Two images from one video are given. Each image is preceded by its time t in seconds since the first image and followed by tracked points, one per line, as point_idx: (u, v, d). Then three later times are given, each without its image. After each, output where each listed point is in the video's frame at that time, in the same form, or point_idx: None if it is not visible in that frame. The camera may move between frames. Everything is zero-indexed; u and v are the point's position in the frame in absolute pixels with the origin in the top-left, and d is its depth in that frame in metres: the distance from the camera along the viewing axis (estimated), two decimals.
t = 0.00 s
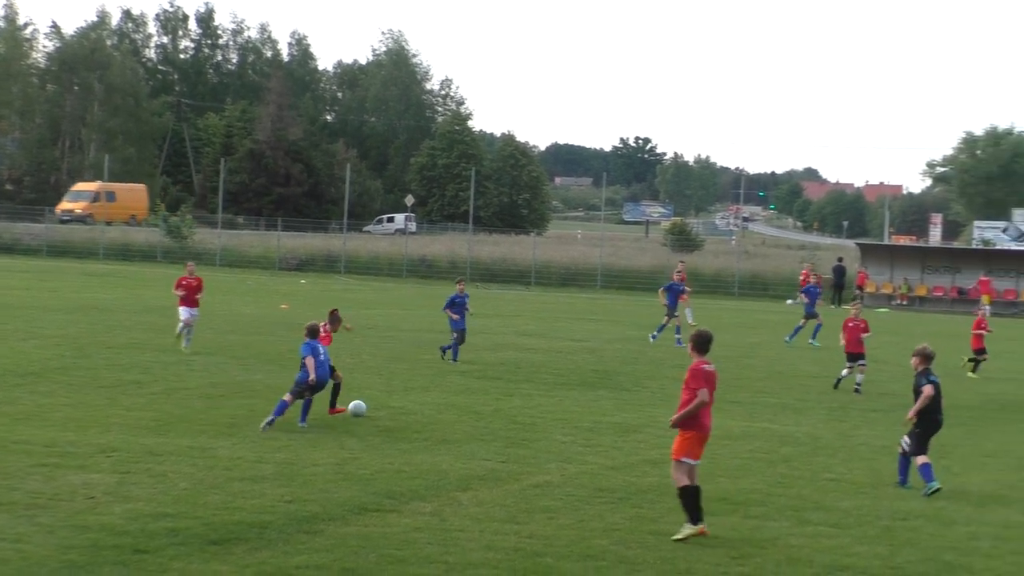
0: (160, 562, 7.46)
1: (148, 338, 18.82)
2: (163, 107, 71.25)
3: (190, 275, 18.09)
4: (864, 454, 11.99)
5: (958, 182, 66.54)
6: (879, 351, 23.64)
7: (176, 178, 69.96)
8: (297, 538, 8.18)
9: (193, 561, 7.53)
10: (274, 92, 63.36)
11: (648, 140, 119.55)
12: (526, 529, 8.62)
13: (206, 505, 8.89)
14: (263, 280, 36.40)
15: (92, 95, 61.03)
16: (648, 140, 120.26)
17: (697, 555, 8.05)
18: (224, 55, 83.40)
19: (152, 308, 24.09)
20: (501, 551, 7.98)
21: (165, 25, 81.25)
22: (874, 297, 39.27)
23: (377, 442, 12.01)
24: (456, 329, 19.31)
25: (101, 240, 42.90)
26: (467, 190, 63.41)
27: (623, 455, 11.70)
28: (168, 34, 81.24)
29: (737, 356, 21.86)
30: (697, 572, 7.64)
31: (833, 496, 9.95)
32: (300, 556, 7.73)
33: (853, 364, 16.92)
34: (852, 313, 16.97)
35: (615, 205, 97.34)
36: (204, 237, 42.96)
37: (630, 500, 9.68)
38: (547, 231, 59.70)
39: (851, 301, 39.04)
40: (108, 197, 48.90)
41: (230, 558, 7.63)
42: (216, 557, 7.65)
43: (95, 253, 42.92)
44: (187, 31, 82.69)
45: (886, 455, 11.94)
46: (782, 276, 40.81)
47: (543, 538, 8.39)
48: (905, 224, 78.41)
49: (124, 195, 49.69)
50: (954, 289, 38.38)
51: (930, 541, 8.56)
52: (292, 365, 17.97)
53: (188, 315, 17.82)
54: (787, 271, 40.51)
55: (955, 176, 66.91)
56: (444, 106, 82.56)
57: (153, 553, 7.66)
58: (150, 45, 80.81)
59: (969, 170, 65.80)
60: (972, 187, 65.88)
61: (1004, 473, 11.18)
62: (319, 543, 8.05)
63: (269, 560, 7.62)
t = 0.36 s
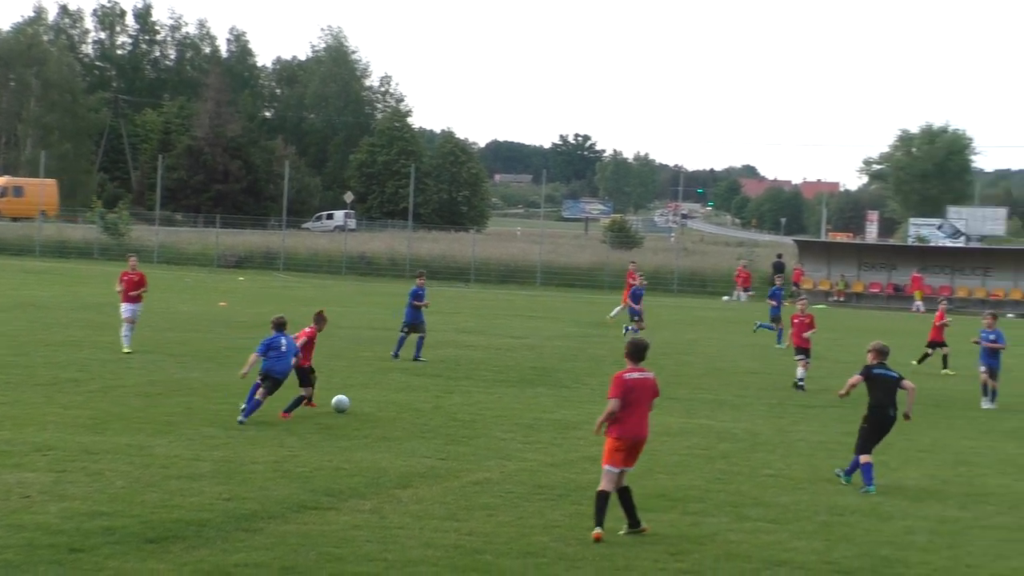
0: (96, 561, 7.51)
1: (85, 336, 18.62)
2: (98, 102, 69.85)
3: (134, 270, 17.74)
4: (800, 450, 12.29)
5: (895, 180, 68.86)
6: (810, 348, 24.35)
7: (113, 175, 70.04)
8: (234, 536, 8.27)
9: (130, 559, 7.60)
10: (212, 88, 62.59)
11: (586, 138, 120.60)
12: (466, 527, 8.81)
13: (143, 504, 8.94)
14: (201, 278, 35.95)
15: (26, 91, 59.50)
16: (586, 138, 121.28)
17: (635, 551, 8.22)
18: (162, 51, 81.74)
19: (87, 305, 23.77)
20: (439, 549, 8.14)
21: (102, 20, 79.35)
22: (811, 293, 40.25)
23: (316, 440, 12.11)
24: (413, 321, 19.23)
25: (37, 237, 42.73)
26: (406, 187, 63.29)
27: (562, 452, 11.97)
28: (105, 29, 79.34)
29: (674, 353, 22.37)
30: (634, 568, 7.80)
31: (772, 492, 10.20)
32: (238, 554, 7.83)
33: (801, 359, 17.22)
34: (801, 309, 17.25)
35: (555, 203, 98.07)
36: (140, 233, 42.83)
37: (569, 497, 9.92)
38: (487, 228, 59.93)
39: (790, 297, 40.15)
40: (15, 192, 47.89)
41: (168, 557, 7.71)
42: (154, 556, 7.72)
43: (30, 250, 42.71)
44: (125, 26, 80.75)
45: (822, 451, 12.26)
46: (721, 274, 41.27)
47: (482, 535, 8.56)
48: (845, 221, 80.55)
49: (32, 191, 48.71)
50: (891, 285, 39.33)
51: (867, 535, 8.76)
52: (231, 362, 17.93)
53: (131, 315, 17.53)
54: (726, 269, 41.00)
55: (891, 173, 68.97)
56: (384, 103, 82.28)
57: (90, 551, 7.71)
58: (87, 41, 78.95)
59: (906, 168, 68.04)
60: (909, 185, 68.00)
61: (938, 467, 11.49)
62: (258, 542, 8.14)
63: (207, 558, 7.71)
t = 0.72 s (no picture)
0: (38, 563, 7.58)
1: (29, 336, 18.52)
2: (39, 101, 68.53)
3: (81, 272, 17.58)
4: (745, 449, 12.43)
5: (838, 180, 70.04)
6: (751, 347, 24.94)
7: (55, 174, 69.29)
8: (180, 536, 8.38)
9: (73, 560, 7.68)
10: (155, 87, 61.70)
11: (532, 138, 121.17)
12: (412, 526, 8.92)
13: (85, 505, 9.01)
14: (145, 278, 35.53)
15: None
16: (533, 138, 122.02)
17: (578, 550, 8.19)
18: (104, 50, 80.29)
19: (30, 305, 23.56)
20: (386, 549, 8.19)
21: (44, 19, 76.96)
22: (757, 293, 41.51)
23: (261, 440, 12.22)
24: (373, 328, 19.29)
25: None
26: (351, 186, 63.01)
27: (507, 451, 12.20)
28: (47, 28, 77.24)
29: (618, 351, 22.83)
30: (577, 566, 7.76)
31: (716, 491, 10.16)
32: (181, 554, 7.92)
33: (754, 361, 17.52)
34: (754, 311, 17.58)
35: (502, 203, 98.56)
36: (83, 232, 43.20)
37: (515, 495, 10.08)
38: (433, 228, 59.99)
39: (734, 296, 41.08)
40: None
41: (111, 558, 7.78)
42: (97, 557, 7.80)
43: None
44: (66, 25, 78.89)
45: (765, 450, 12.39)
46: (665, 273, 41.82)
47: (428, 535, 8.64)
48: (787, 222, 83.30)
49: None
50: (833, 285, 40.44)
51: (810, 533, 8.67)
52: (178, 363, 17.94)
53: (80, 316, 17.30)
54: (670, 268, 41.54)
55: (834, 173, 70.53)
56: (329, 102, 81.82)
57: (33, 553, 7.79)
58: (28, 39, 76.61)
59: (848, 168, 69.26)
60: (851, 185, 69.37)
61: (879, 465, 11.59)
62: (204, 542, 8.23)
63: (150, 559, 7.79)
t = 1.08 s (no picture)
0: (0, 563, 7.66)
1: None
2: None
3: (53, 268, 17.34)
4: (708, 448, 12.70)
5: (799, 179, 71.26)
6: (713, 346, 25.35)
7: (14, 173, 68.35)
8: (142, 536, 8.46)
9: (36, 561, 7.76)
10: (116, 86, 61.10)
11: (495, 137, 121.34)
12: (376, 526, 9.02)
13: (48, 505, 9.09)
14: (106, 277, 35.31)
15: None
16: (495, 138, 122.29)
17: (543, 549, 8.29)
18: (65, 49, 79.20)
19: None
20: (349, 549, 8.28)
21: (4, 17, 75.29)
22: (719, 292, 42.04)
23: (224, 440, 12.31)
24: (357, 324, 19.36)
25: None
26: (314, 185, 62.78)
27: (470, 451, 12.36)
28: (7, 27, 75.69)
29: (580, 350, 23.14)
30: (543, 566, 7.85)
31: (680, 490, 10.29)
32: (144, 554, 8.00)
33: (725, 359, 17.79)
34: (727, 312, 17.83)
35: (465, 202, 98.74)
36: (45, 232, 42.99)
37: (479, 495, 10.20)
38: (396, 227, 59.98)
39: (695, 296, 41.73)
40: None
41: (74, 558, 7.86)
42: (59, 557, 7.88)
43: None
44: (26, 23, 77.54)
45: (728, 449, 12.65)
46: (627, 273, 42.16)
47: (391, 534, 8.74)
48: (749, 221, 84.47)
49: None
50: (795, 284, 41.13)
51: (774, 532, 8.82)
52: (142, 362, 17.98)
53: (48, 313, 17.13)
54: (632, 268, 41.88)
55: (796, 172, 71.55)
56: (291, 101, 81.47)
57: None
58: None
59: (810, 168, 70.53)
60: (813, 185, 70.39)
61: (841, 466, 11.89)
62: (167, 542, 8.32)
63: (113, 559, 7.87)
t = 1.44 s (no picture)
0: None
1: None
2: None
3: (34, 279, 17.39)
4: (682, 448, 12.90)
5: (772, 181, 72.12)
6: (683, 347, 25.68)
7: None
8: (115, 539, 8.51)
9: (7, 564, 7.80)
10: (88, 86, 60.70)
11: (468, 138, 121.51)
12: (350, 528, 9.09)
13: (20, 508, 9.14)
14: (77, 278, 35.18)
15: None
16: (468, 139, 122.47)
17: (517, 550, 8.39)
18: (36, 50, 78.55)
19: None
20: (322, 550, 8.36)
21: None
22: (691, 293, 42.45)
23: (197, 441, 12.40)
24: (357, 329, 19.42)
25: None
26: (287, 186, 62.61)
27: (444, 451, 12.52)
28: None
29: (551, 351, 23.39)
30: (517, 567, 7.94)
31: (654, 491, 10.45)
32: (117, 557, 8.05)
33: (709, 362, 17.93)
34: (715, 315, 17.84)
35: (438, 203, 98.88)
36: (17, 233, 42.81)
37: (454, 496, 10.30)
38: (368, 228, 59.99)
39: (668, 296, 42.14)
40: None
41: (46, 560, 7.91)
42: (32, 559, 7.94)
43: None
44: None
45: (701, 449, 12.85)
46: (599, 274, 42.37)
47: (365, 535, 8.82)
48: (722, 223, 85.31)
49: None
50: (767, 285, 41.59)
51: (746, 533, 8.96)
52: (115, 363, 18.02)
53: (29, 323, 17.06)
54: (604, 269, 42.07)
55: (768, 173, 72.32)
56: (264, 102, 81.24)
57: None
58: None
59: (782, 170, 71.32)
60: (785, 185, 71.37)
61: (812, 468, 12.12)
62: (139, 544, 8.38)
63: (86, 561, 7.92)
